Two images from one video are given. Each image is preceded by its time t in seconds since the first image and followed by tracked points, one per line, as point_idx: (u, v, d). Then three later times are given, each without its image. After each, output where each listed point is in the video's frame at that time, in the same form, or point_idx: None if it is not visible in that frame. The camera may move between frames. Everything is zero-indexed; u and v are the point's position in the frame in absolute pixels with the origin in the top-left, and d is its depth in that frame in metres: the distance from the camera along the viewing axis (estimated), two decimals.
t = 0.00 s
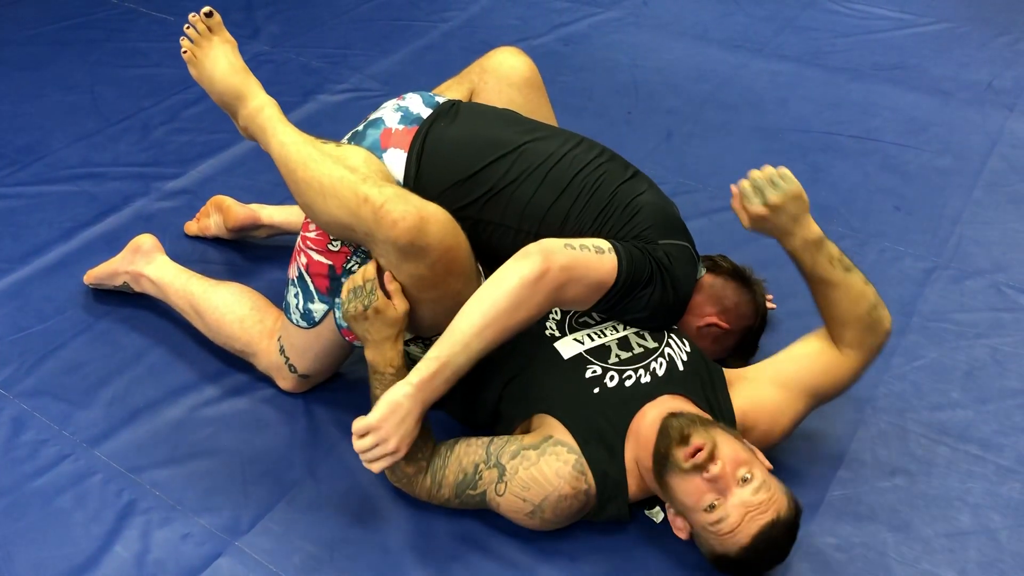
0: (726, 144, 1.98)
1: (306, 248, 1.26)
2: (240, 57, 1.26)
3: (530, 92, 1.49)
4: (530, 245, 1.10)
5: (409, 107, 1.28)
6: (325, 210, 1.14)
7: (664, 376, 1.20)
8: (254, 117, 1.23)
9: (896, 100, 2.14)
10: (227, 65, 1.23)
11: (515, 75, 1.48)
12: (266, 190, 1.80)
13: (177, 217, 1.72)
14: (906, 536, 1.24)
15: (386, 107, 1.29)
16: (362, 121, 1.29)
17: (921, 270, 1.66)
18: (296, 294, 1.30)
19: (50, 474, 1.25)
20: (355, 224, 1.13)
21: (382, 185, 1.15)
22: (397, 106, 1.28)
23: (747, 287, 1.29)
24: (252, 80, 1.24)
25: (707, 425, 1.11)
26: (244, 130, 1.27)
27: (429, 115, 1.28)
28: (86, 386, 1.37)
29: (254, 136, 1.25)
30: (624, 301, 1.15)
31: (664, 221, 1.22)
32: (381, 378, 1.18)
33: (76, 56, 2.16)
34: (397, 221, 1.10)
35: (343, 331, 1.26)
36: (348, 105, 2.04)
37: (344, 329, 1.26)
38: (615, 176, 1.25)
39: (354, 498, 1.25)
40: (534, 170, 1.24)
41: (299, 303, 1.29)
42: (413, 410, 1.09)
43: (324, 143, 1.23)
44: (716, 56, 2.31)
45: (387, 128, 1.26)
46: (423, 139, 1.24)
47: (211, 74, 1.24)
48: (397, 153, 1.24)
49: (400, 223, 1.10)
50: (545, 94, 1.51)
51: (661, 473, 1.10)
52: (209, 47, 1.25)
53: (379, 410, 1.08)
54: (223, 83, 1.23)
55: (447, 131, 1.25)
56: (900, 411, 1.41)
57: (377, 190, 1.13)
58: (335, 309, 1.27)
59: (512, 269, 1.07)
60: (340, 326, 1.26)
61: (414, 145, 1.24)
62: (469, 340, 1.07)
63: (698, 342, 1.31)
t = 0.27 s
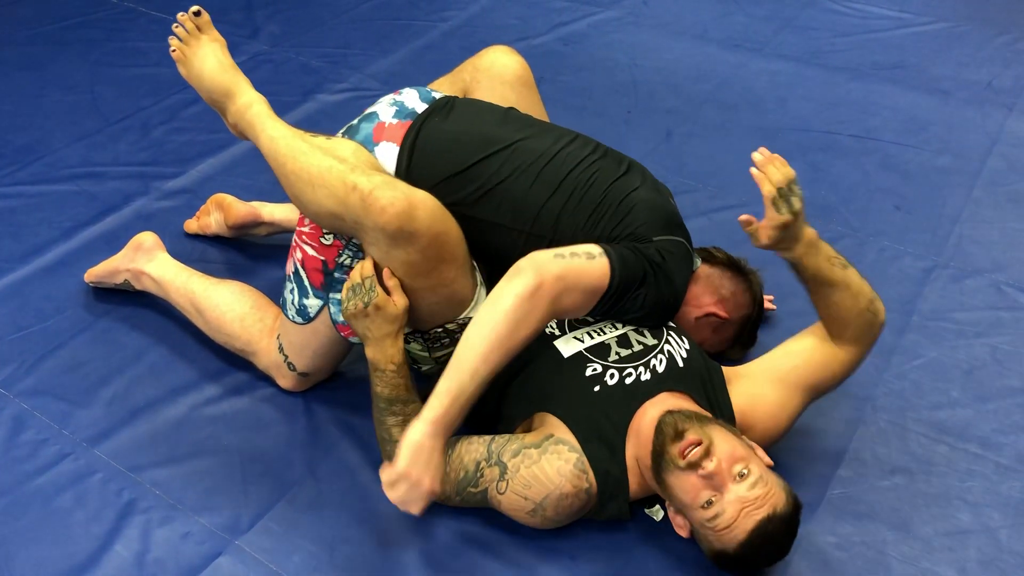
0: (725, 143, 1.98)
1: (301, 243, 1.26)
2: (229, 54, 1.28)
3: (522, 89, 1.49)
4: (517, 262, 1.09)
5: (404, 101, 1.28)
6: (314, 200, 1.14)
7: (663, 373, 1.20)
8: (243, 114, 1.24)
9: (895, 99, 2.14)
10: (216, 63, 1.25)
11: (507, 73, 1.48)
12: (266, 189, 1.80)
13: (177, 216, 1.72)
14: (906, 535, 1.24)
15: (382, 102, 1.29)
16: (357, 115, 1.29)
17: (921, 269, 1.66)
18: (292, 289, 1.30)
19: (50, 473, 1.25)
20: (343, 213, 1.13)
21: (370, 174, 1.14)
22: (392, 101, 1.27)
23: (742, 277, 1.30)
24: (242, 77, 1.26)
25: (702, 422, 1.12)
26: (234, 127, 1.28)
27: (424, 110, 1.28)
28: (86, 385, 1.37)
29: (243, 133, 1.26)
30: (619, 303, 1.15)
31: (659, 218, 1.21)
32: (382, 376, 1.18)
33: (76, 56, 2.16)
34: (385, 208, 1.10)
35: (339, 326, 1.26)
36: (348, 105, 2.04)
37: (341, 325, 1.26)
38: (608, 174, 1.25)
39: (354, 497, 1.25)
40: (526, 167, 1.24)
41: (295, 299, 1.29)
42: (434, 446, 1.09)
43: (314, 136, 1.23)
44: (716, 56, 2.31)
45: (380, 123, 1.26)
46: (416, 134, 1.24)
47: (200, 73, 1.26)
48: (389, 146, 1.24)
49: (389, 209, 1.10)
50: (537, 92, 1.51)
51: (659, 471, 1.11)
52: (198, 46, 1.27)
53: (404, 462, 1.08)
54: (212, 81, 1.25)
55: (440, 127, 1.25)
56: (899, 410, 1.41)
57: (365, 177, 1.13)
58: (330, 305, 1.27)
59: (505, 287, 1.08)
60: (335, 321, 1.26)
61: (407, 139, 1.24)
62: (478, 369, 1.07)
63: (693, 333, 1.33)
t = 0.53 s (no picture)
0: (723, 142, 1.99)
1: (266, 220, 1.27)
2: (160, 34, 1.28)
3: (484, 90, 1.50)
4: (482, 328, 1.08)
5: (365, 81, 1.27)
6: (251, 177, 1.15)
7: (657, 363, 1.21)
8: (177, 93, 1.25)
9: (893, 98, 2.14)
10: (147, 43, 1.25)
11: (465, 78, 1.49)
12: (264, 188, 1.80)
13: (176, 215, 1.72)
14: (903, 533, 1.24)
15: (345, 80, 1.28)
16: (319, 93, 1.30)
17: (918, 268, 1.66)
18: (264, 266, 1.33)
19: (48, 472, 1.25)
20: (281, 192, 1.14)
21: (305, 151, 1.14)
22: (354, 80, 1.27)
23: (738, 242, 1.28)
24: (174, 56, 1.26)
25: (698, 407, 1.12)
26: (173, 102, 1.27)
27: (383, 90, 1.26)
28: (84, 384, 1.38)
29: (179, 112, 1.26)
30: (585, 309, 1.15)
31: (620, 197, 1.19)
32: (376, 375, 1.19)
33: (74, 55, 2.16)
34: (317, 181, 1.10)
35: (302, 306, 1.28)
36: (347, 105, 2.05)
37: (303, 304, 1.28)
38: (558, 154, 1.22)
39: (352, 495, 1.25)
40: (481, 148, 1.21)
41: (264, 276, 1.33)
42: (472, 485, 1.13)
43: (250, 114, 1.23)
44: (714, 55, 2.31)
45: (335, 100, 1.25)
46: (369, 115, 1.23)
47: (131, 53, 1.26)
48: (337, 124, 1.23)
49: (321, 182, 1.10)
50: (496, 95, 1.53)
51: (657, 455, 1.11)
52: (127, 28, 1.27)
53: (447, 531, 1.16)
54: (143, 61, 1.25)
55: (395, 109, 1.24)
56: (897, 408, 1.41)
57: (299, 155, 1.13)
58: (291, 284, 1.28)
59: (477, 358, 1.08)
60: (297, 300, 1.28)
61: (357, 117, 1.23)
62: (473, 442, 1.10)
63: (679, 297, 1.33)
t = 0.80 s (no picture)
0: (721, 142, 1.99)
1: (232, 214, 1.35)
2: (88, 33, 1.32)
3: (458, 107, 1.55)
4: (454, 329, 1.03)
5: (303, 69, 1.32)
6: (196, 175, 1.19)
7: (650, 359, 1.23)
8: (113, 91, 1.29)
9: (892, 98, 2.14)
10: (76, 43, 1.29)
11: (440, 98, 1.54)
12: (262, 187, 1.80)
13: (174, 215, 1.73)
14: (900, 531, 1.24)
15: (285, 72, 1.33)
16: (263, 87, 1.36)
17: (916, 267, 1.66)
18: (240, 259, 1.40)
19: (46, 471, 1.25)
20: (227, 187, 1.18)
21: (244, 143, 1.18)
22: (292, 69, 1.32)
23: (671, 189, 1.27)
24: (105, 54, 1.30)
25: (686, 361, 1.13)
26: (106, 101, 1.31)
27: (316, 74, 1.30)
28: (82, 383, 1.38)
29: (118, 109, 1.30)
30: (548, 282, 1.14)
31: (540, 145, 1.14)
32: (376, 359, 1.20)
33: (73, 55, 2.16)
34: (259, 175, 1.13)
35: (273, 288, 1.32)
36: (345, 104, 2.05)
37: (274, 285, 1.32)
38: (482, 109, 1.21)
39: (349, 494, 1.25)
40: (406, 114, 1.21)
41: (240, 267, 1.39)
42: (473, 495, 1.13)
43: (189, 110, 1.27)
44: (712, 54, 2.31)
45: (272, 90, 1.30)
46: (301, 96, 1.27)
47: (62, 54, 1.30)
48: (273, 112, 1.28)
49: (263, 175, 1.13)
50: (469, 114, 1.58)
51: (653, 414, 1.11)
52: (56, 29, 1.31)
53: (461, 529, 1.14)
54: (76, 61, 1.29)
55: (325, 86, 1.27)
56: (894, 407, 1.41)
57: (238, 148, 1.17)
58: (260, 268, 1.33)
59: (453, 361, 1.03)
60: (267, 282, 1.32)
61: (288, 104, 1.27)
62: (465, 442, 1.07)
63: (638, 246, 1.33)
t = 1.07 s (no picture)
0: (721, 140, 2.00)
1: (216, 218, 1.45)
2: (38, 51, 1.36)
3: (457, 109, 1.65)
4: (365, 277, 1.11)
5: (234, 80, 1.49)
6: (179, 183, 1.31)
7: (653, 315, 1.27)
8: (74, 108, 1.35)
9: (890, 97, 2.15)
10: (31, 62, 1.33)
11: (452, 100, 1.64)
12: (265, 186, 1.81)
13: (177, 213, 1.74)
14: (899, 526, 1.26)
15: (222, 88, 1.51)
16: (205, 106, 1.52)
17: (915, 265, 1.67)
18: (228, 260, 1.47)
19: (52, 467, 1.26)
20: (209, 192, 1.30)
21: (221, 153, 1.32)
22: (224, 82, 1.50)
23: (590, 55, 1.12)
24: (61, 73, 1.35)
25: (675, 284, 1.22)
26: (59, 123, 1.40)
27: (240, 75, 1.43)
28: (87, 380, 1.39)
29: (78, 124, 1.37)
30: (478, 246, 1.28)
31: (384, 36, 1.18)
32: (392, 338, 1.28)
33: (74, 54, 2.17)
34: (245, 177, 1.27)
35: (259, 273, 1.38)
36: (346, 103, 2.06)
37: (260, 270, 1.38)
38: (367, 23, 1.22)
39: (353, 490, 1.26)
40: (315, 62, 1.27)
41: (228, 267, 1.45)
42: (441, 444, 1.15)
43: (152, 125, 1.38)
44: (712, 53, 2.32)
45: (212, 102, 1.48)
46: (229, 98, 1.41)
47: (16, 71, 1.34)
48: (216, 119, 1.43)
49: (250, 177, 1.28)
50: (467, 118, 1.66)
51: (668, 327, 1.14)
52: (8, 46, 1.34)
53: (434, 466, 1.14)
54: (34, 80, 1.33)
55: (246, 75, 1.40)
56: (893, 404, 1.42)
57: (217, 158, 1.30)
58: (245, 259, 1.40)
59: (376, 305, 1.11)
60: (253, 269, 1.38)
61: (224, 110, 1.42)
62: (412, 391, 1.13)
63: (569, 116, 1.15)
